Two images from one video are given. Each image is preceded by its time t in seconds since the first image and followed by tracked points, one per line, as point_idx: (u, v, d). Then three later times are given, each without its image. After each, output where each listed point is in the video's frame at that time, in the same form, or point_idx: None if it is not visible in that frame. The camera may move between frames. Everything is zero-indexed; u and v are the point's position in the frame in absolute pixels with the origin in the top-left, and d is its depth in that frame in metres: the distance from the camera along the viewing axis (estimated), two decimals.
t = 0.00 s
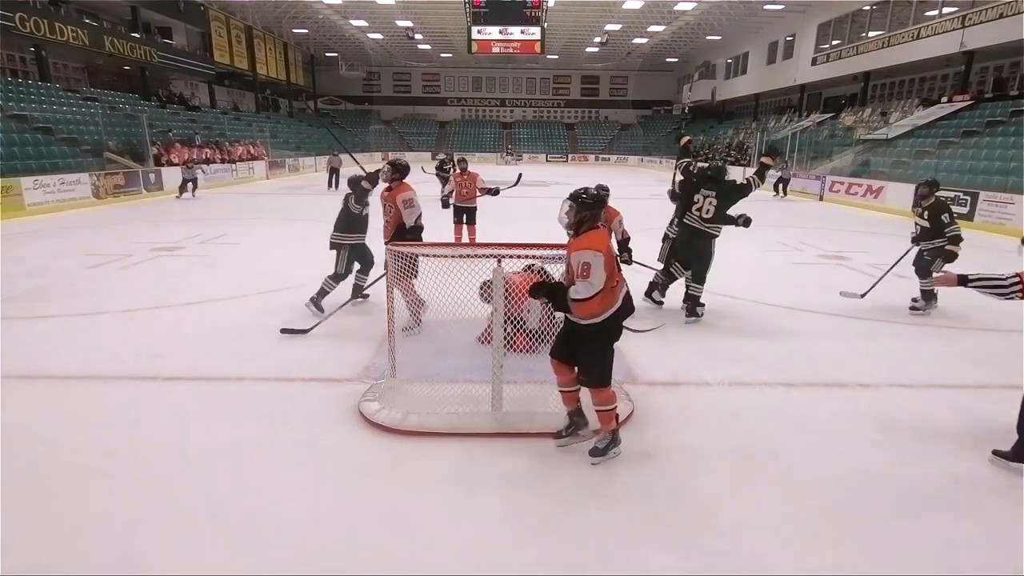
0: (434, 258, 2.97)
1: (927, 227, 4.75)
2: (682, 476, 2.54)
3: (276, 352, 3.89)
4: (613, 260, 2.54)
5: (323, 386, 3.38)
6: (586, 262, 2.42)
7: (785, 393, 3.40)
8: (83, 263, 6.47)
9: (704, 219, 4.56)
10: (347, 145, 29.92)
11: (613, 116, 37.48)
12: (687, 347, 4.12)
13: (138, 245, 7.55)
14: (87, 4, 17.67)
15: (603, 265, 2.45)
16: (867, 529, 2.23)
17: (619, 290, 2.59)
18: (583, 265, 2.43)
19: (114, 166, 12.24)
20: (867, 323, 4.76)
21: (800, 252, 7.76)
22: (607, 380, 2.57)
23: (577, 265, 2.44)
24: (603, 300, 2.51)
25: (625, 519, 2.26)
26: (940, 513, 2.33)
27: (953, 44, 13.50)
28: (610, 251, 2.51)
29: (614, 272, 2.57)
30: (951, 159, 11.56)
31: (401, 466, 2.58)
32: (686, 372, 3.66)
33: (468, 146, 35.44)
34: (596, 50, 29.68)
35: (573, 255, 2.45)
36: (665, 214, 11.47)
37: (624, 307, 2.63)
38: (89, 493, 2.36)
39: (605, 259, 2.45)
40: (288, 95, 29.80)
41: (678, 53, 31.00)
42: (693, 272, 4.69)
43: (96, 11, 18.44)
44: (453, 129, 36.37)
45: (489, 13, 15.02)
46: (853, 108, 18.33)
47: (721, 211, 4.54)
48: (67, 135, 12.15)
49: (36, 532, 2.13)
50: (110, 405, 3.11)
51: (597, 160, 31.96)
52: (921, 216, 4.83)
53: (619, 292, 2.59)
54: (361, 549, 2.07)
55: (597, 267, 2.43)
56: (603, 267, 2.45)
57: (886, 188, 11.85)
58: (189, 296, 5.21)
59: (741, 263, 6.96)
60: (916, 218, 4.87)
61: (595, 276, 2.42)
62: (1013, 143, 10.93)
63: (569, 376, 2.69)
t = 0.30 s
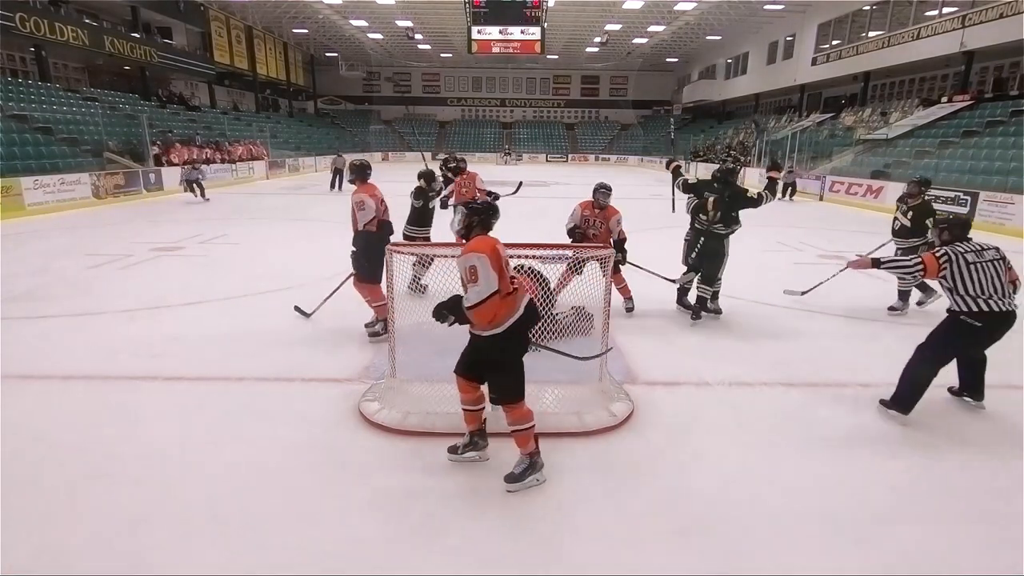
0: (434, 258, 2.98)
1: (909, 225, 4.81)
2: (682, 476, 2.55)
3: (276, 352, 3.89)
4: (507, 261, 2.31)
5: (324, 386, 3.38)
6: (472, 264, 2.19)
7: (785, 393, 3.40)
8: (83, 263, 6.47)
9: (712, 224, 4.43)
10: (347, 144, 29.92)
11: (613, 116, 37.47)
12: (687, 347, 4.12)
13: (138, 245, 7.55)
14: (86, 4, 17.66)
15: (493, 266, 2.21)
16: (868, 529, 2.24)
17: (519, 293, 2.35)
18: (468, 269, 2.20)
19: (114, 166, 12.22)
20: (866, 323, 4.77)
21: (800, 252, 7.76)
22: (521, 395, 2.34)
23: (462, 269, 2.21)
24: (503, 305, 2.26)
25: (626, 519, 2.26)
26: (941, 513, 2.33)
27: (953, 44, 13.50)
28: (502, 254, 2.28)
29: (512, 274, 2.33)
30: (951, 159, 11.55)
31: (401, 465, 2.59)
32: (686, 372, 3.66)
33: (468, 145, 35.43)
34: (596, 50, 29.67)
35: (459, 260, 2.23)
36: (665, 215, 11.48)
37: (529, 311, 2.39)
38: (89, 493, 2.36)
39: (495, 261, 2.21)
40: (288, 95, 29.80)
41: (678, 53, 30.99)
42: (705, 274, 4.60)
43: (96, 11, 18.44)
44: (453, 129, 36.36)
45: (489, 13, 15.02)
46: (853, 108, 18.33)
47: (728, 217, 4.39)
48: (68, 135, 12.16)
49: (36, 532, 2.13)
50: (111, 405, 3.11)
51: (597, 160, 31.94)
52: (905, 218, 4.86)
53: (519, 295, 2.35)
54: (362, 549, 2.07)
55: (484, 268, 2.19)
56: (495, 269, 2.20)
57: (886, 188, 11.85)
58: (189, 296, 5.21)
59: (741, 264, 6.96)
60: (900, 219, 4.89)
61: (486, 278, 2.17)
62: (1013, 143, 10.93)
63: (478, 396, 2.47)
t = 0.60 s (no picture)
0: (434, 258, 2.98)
1: (891, 224, 4.83)
2: (681, 476, 2.54)
3: (275, 352, 3.88)
4: (394, 251, 2.37)
5: (324, 386, 3.39)
6: (349, 249, 2.28)
7: (785, 392, 3.40)
8: (83, 263, 6.47)
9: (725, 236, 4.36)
10: (347, 145, 29.91)
11: (613, 116, 37.47)
12: (688, 347, 4.11)
13: (137, 245, 7.54)
14: (86, 4, 17.67)
15: (371, 253, 2.29)
16: (868, 528, 2.23)
17: (404, 285, 2.40)
18: (346, 252, 2.29)
19: (114, 166, 12.18)
20: (866, 322, 4.76)
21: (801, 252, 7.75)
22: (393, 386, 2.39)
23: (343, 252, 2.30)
24: (380, 291, 2.32)
25: (624, 518, 2.26)
26: (942, 513, 2.33)
27: (953, 44, 13.50)
28: (386, 243, 2.35)
29: (401, 265, 2.39)
30: (951, 159, 11.54)
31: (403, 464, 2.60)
32: (687, 372, 3.66)
33: (468, 146, 35.44)
34: (596, 50, 29.67)
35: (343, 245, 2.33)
36: (665, 215, 11.48)
37: (412, 305, 2.44)
38: (89, 493, 2.36)
39: (374, 248, 2.29)
40: (288, 95, 29.81)
41: (678, 53, 31.00)
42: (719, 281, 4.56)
43: (96, 11, 18.44)
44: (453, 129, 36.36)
45: (489, 13, 15.02)
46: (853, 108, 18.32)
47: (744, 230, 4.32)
48: (68, 136, 12.18)
49: (36, 532, 2.13)
50: (110, 405, 3.11)
51: (597, 160, 31.92)
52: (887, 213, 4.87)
53: (403, 287, 2.40)
54: (362, 549, 2.07)
55: (359, 251, 2.27)
56: (373, 255, 2.28)
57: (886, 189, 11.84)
58: (189, 296, 5.20)
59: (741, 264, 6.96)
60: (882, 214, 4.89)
61: (359, 262, 2.25)
62: (1013, 144, 10.93)
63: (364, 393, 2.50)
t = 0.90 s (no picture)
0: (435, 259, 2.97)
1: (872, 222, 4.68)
2: (681, 476, 2.54)
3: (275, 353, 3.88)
4: (273, 252, 2.36)
5: (324, 386, 3.39)
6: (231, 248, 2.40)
7: (785, 393, 3.40)
8: (83, 263, 6.47)
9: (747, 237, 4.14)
10: (347, 145, 29.91)
11: (613, 116, 37.46)
12: (688, 348, 4.11)
13: (137, 245, 7.54)
14: (87, 4, 17.66)
15: (242, 252, 2.36)
16: (869, 529, 2.23)
17: (279, 286, 2.38)
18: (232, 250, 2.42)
19: (114, 166, 12.18)
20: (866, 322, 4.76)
21: (800, 252, 7.75)
22: (268, 382, 2.43)
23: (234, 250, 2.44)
24: (255, 289, 2.38)
25: (624, 518, 2.26)
26: (941, 512, 2.33)
27: (953, 44, 13.50)
28: (262, 243, 2.36)
29: (281, 264, 2.37)
30: (951, 159, 11.53)
31: (404, 464, 2.60)
32: (687, 373, 3.66)
33: (468, 145, 35.43)
34: (596, 50, 29.66)
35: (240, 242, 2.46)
36: (665, 215, 11.48)
37: (290, 307, 2.41)
38: (89, 493, 2.37)
39: (245, 246, 2.35)
40: (288, 95, 29.81)
41: (678, 53, 30.99)
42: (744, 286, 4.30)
43: (96, 11, 18.44)
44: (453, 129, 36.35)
45: (489, 13, 15.02)
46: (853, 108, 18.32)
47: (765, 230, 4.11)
48: (68, 136, 12.19)
49: (37, 532, 2.13)
50: (111, 405, 3.11)
51: (597, 160, 31.89)
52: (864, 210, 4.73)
53: (282, 286, 2.39)
54: (362, 550, 2.07)
55: (231, 250, 2.37)
56: (245, 253, 2.36)
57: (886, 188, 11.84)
58: (189, 296, 5.21)
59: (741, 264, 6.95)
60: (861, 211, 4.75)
61: (230, 262, 2.35)
62: (1013, 144, 10.93)
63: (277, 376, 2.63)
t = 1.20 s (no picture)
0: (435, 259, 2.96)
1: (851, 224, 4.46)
2: (681, 477, 2.54)
3: (274, 353, 3.88)
4: (189, 245, 2.55)
5: (323, 386, 3.39)
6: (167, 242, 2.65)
7: (785, 392, 3.40)
8: (84, 263, 6.47)
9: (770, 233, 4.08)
10: (347, 145, 29.89)
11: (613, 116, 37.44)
12: (687, 348, 4.11)
13: (137, 245, 7.54)
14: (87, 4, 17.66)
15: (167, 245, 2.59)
16: (868, 529, 2.23)
17: (194, 277, 2.56)
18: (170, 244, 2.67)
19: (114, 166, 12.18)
20: (866, 322, 4.76)
21: (800, 251, 7.74)
22: (185, 365, 2.59)
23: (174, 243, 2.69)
24: (176, 279, 2.59)
25: (625, 519, 2.26)
26: (940, 512, 2.33)
27: (953, 44, 13.49)
28: (182, 237, 2.56)
29: (197, 256, 2.55)
30: (951, 158, 11.53)
31: (404, 463, 2.60)
32: (686, 372, 3.66)
33: (468, 146, 35.41)
34: (597, 50, 29.64)
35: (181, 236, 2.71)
36: (665, 215, 11.48)
37: (205, 296, 2.58)
38: (89, 492, 2.37)
39: (169, 239, 2.56)
40: (288, 95, 29.81)
41: (678, 53, 30.99)
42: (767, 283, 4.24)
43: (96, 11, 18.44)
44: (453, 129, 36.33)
45: (489, 13, 15.01)
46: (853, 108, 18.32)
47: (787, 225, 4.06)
48: (68, 136, 12.19)
49: (37, 532, 2.14)
50: (111, 405, 3.11)
51: (597, 160, 31.87)
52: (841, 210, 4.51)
53: (198, 277, 2.57)
54: (363, 549, 2.07)
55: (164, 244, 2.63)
56: (168, 246, 2.57)
57: (885, 189, 11.85)
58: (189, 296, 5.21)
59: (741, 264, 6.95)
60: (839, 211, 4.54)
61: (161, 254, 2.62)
62: (1013, 144, 10.93)
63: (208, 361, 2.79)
